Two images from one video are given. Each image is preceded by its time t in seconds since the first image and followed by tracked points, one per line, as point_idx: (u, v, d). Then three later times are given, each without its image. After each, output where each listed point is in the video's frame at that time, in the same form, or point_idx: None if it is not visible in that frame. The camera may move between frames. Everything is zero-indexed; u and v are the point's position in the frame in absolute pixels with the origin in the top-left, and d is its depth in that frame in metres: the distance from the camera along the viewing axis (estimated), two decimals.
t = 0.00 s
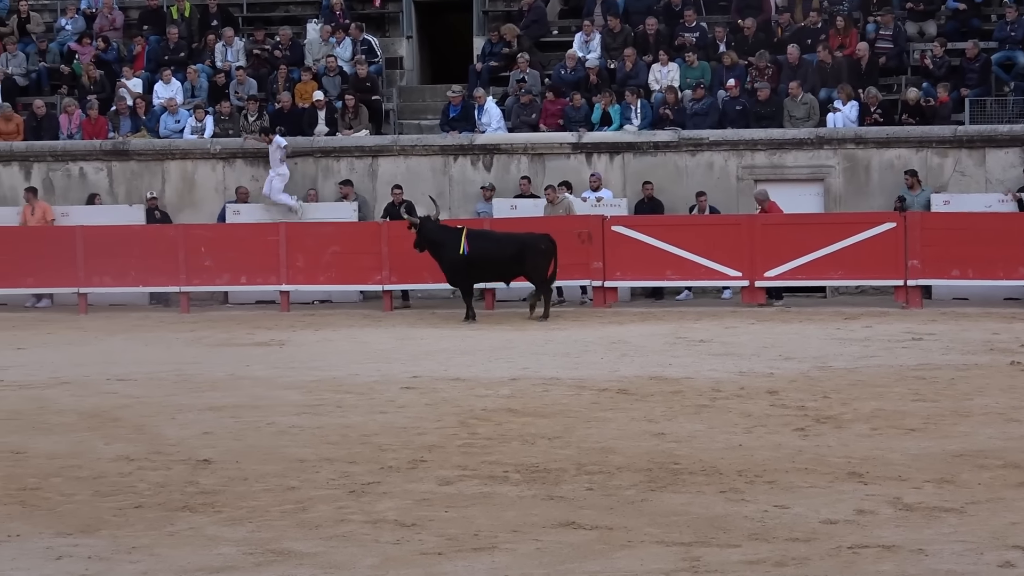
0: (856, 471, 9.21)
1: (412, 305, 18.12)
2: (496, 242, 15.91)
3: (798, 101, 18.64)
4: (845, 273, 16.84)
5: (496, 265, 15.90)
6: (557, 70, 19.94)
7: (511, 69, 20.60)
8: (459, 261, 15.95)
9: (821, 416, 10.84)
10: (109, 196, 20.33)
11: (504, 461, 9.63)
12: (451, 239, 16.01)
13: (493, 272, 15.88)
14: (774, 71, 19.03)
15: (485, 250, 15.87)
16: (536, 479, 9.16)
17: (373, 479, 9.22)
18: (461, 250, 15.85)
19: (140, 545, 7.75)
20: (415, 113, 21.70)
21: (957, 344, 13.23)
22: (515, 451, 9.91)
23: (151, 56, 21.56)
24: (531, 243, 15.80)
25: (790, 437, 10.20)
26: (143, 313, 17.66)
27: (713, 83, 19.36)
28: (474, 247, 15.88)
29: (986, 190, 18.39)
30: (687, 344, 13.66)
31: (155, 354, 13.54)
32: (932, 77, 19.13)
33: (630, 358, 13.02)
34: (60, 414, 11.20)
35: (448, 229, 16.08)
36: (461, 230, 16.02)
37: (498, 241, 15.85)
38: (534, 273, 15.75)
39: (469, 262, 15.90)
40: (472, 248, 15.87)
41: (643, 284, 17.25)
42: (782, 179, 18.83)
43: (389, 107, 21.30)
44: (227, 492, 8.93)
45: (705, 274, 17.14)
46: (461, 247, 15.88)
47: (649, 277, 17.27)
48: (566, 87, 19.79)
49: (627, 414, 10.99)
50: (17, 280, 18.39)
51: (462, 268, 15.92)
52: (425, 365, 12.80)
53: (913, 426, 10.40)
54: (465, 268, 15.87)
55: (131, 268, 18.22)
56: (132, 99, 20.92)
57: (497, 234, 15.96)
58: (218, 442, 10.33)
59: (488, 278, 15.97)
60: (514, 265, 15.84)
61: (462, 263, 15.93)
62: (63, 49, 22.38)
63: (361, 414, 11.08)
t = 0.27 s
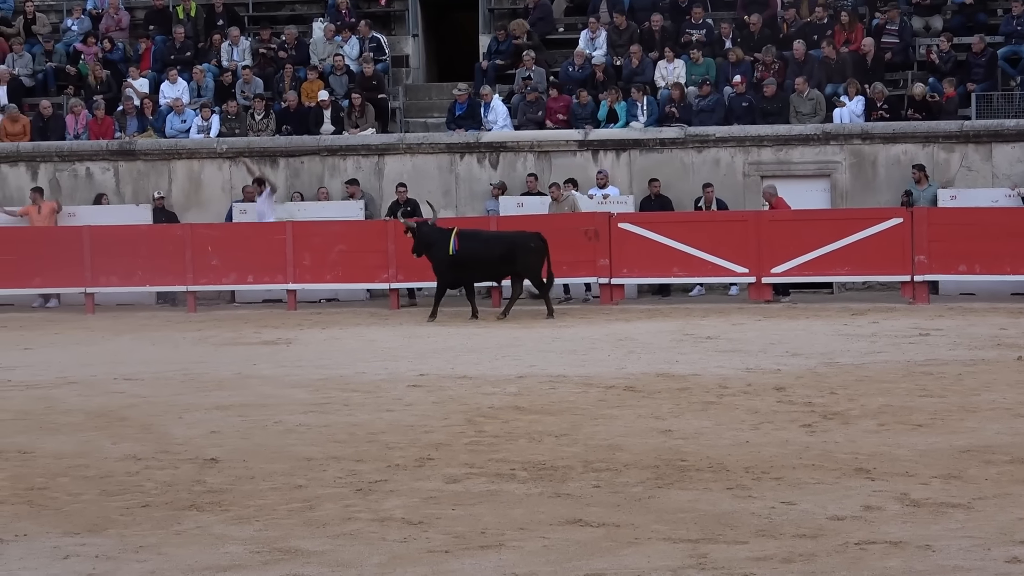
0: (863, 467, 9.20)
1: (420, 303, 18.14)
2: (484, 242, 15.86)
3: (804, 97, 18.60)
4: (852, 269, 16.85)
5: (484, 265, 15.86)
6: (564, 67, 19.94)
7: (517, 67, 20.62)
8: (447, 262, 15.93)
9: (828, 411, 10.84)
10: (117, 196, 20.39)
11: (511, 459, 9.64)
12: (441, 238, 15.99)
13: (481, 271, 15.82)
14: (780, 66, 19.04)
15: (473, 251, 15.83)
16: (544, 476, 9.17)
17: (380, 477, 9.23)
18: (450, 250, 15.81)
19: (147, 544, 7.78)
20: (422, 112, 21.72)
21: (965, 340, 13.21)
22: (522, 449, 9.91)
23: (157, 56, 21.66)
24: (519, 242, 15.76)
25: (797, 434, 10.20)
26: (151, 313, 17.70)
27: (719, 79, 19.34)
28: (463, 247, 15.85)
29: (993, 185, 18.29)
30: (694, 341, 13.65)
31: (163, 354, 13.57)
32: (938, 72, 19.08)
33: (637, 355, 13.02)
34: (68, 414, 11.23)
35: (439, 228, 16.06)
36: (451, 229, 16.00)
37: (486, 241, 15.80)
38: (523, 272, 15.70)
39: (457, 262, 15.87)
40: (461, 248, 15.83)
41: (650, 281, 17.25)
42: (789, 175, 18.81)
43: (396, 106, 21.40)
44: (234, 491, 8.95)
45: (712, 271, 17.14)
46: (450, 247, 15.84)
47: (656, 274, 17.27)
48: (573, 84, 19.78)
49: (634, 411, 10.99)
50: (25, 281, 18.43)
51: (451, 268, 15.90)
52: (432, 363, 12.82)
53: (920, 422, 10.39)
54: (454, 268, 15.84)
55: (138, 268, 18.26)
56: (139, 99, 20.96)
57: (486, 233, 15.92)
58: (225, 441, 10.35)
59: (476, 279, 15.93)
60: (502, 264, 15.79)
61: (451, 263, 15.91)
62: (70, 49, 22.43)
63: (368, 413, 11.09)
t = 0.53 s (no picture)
0: (860, 465, 9.21)
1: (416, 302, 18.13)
2: (463, 244, 15.84)
3: (800, 96, 18.61)
4: (848, 268, 16.85)
5: (462, 267, 15.83)
6: (560, 66, 19.94)
7: (514, 66, 20.61)
8: (427, 263, 15.95)
9: (825, 410, 10.84)
10: (113, 196, 20.37)
11: (508, 458, 9.64)
12: (423, 237, 16.03)
13: (458, 273, 15.80)
14: (776, 65, 19.02)
15: (451, 253, 15.82)
16: (541, 476, 9.17)
17: (378, 477, 9.23)
18: (429, 252, 15.83)
19: (145, 545, 7.77)
20: (417, 111, 21.72)
21: (961, 338, 13.22)
22: (519, 448, 9.91)
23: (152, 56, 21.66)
24: (494, 247, 15.66)
25: (794, 432, 10.20)
26: (148, 314, 17.68)
27: (715, 78, 19.34)
28: (442, 248, 15.85)
29: (989, 184, 18.35)
30: (691, 339, 13.66)
31: (160, 354, 13.56)
32: (934, 70, 19.09)
33: (634, 354, 13.02)
34: (64, 414, 11.22)
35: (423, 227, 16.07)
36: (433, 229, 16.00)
37: (463, 243, 15.77)
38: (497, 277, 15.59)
39: (436, 263, 15.89)
40: (439, 249, 15.84)
41: (647, 280, 17.25)
42: (786, 173, 18.82)
43: (392, 105, 21.39)
44: (232, 491, 8.94)
45: (709, 270, 17.15)
46: (429, 248, 15.87)
47: (653, 273, 17.27)
48: (569, 83, 19.77)
49: (631, 410, 10.99)
50: (21, 282, 18.41)
51: (429, 269, 15.92)
52: (429, 363, 12.81)
53: (917, 420, 10.40)
54: (431, 270, 15.86)
55: (135, 268, 18.24)
56: (135, 99, 20.93)
57: (465, 235, 15.88)
58: (222, 441, 10.34)
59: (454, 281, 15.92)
60: (478, 268, 15.74)
61: (430, 264, 15.94)
62: (65, 50, 22.41)
63: (365, 413, 11.09)
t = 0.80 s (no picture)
0: (866, 465, 9.20)
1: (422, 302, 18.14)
2: (458, 241, 15.69)
3: (805, 95, 18.66)
4: (854, 267, 16.84)
5: (459, 264, 15.68)
6: (564, 66, 19.92)
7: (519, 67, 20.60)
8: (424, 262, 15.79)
9: (831, 409, 10.84)
10: (119, 197, 20.36)
11: (514, 458, 9.64)
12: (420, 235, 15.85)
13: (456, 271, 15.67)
14: (781, 63, 19.06)
15: (446, 251, 15.67)
16: (547, 476, 9.17)
17: (384, 477, 9.23)
18: (426, 251, 15.65)
19: (151, 546, 7.77)
20: (423, 112, 21.73)
21: (968, 337, 13.22)
22: (525, 448, 9.91)
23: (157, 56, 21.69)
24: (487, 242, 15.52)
25: (801, 431, 10.20)
26: (154, 315, 17.69)
27: (720, 77, 19.35)
28: (438, 246, 15.69)
29: (995, 182, 18.32)
30: (697, 339, 13.65)
31: (165, 355, 13.56)
32: (939, 68, 19.08)
33: (640, 353, 13.02)
34: (71, 416, 11.23)
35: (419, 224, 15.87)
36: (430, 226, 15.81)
37: (459, 240, 15.61)
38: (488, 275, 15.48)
39: (433, 262, 15.73)
40: (437, 248, 15.67)
41: (652, 279, 17.24)
42: (791, 173, 18.80)
43: (397, 106, 21.39)
44: (238, 492, 8.95)
45: (714, 269, 17.15)
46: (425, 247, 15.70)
47: (659, 273, 17.27)
48: (574, 83, 19.77)
49: (637, 410, 10.99)
50: (27, 283, 18.42)
51: (426, 268, 15.77)
52: (435, 363, 12.81)
53: (923, 419, 10.39)
54: (428, 269, 15.72)
55: (140, 269, 18.25)
56: (140, 100, 20.94)
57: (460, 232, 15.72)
58: (228, 442, 10.35)
59: (450, 279, 15.79)
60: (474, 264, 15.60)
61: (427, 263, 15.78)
62: (70, 51, 22.44)
63: (371, 413, 11.09)
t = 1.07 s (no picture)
0: (876, 466, 9.20)
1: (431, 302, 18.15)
2: (459, 244, 15.58)
3: (815, 96, 18.61)
4: (864, 268, 16.83)
5: (459, 267, 15.56)
6: (573, 67, 19.93)
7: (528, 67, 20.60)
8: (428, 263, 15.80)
9: (841, 410, 10.83)
10: (128, 197, 20.38)
11: (524, 459, 9.64)
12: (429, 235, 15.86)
13: (455, 273, 15.56)
14: (791, 64, 19.06)
15: (444, 254, 15.60)
16: (557, 477, 9.17)
17: (394, 478, 9.23)
18: (427, 251, 15.65)
19: (161, 546, 7.78)
20: (433, 112, 21.71)
21: (977, 339, 13.21)
22: (534, 449, 9.91)
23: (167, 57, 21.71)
24: (483, 246, 15.31)
25: (810, 433, 10.20)
26: (162, 315, 17.69)
27: (730, 79, 19.35)
28: (440, 248, 15.64)
29: (1004, 184, 18.29)
30: (706, 340, 13.65)
31: (175, 356, 13.57)
32: (949, 70, 19.08)
33: (649, 355, 13.02)
34: (80, 416, 11.23)
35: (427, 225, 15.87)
36: (438, 227, 15.80)
37: (458, 242, 15.51)
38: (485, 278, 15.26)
39: (435, 263, 15.69)
40: (437, 249, 15.63)
41: (662, 280, 17.23)
42: (801, 174, 18.78)
43: (407, 106, 21.40)
44: (248, 493, 8.95)
45: (724, 270, 17.14)
46: (429, 247, 15.70)
47: (668, 274, 17.24)
48: (582, 85, 19.77)
49: (647, 411, 10.99)
50: (37, 283, 18.44)
51: (429, 269, 15.76)
52: (444, 364, 12.81)
53: (932, 421, 10.39)
54: (430, 269, 15.70)
55: (150, 269, 18.26)
56: (150, 100, 20.94)
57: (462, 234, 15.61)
58: (238, 442, 10.35)
59: (453, 281, 15.70)
60: (472, 268, 15.44)
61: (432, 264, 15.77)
62: (80, 52, 22.46)
63: (381, 414, 11.09)
